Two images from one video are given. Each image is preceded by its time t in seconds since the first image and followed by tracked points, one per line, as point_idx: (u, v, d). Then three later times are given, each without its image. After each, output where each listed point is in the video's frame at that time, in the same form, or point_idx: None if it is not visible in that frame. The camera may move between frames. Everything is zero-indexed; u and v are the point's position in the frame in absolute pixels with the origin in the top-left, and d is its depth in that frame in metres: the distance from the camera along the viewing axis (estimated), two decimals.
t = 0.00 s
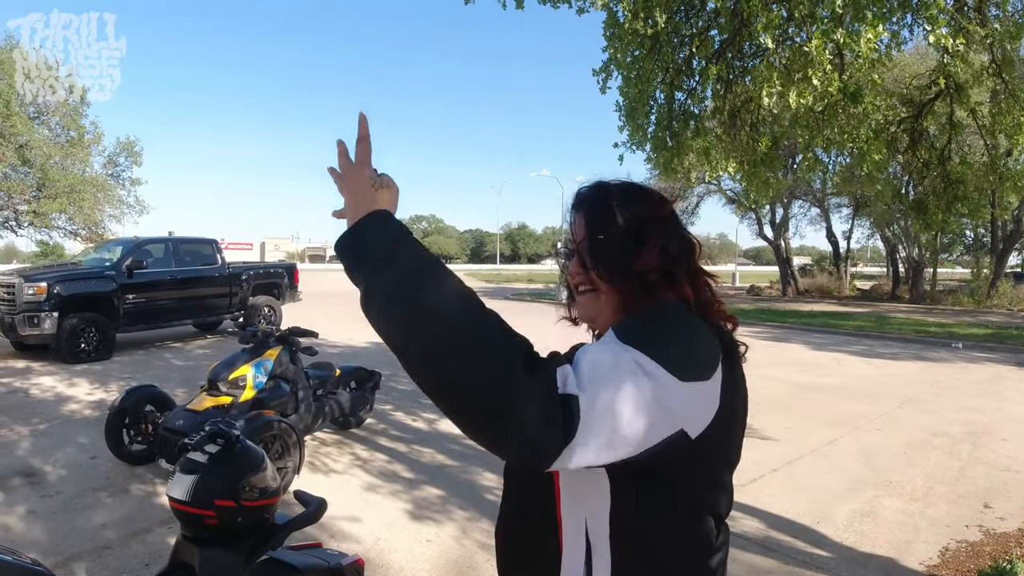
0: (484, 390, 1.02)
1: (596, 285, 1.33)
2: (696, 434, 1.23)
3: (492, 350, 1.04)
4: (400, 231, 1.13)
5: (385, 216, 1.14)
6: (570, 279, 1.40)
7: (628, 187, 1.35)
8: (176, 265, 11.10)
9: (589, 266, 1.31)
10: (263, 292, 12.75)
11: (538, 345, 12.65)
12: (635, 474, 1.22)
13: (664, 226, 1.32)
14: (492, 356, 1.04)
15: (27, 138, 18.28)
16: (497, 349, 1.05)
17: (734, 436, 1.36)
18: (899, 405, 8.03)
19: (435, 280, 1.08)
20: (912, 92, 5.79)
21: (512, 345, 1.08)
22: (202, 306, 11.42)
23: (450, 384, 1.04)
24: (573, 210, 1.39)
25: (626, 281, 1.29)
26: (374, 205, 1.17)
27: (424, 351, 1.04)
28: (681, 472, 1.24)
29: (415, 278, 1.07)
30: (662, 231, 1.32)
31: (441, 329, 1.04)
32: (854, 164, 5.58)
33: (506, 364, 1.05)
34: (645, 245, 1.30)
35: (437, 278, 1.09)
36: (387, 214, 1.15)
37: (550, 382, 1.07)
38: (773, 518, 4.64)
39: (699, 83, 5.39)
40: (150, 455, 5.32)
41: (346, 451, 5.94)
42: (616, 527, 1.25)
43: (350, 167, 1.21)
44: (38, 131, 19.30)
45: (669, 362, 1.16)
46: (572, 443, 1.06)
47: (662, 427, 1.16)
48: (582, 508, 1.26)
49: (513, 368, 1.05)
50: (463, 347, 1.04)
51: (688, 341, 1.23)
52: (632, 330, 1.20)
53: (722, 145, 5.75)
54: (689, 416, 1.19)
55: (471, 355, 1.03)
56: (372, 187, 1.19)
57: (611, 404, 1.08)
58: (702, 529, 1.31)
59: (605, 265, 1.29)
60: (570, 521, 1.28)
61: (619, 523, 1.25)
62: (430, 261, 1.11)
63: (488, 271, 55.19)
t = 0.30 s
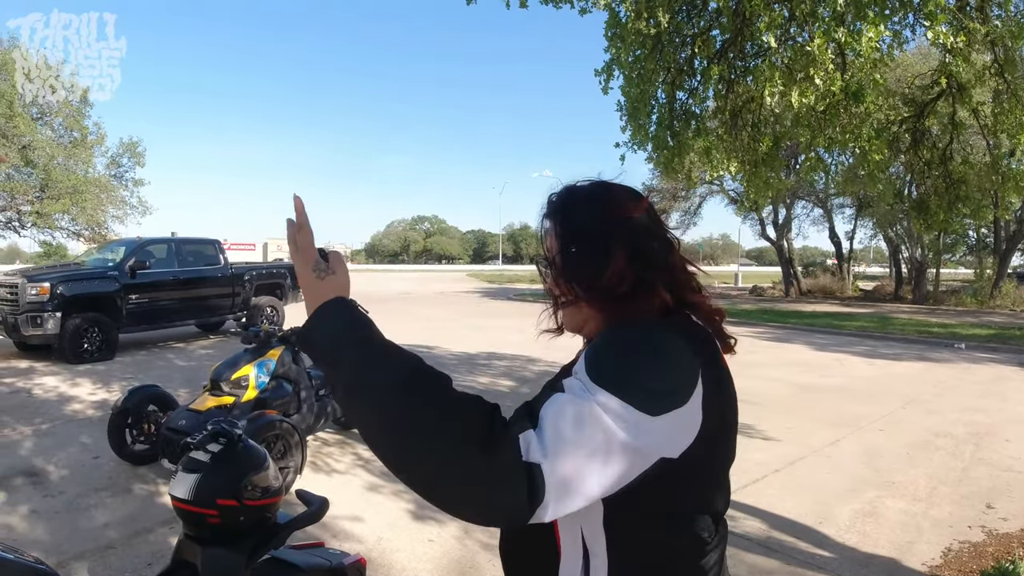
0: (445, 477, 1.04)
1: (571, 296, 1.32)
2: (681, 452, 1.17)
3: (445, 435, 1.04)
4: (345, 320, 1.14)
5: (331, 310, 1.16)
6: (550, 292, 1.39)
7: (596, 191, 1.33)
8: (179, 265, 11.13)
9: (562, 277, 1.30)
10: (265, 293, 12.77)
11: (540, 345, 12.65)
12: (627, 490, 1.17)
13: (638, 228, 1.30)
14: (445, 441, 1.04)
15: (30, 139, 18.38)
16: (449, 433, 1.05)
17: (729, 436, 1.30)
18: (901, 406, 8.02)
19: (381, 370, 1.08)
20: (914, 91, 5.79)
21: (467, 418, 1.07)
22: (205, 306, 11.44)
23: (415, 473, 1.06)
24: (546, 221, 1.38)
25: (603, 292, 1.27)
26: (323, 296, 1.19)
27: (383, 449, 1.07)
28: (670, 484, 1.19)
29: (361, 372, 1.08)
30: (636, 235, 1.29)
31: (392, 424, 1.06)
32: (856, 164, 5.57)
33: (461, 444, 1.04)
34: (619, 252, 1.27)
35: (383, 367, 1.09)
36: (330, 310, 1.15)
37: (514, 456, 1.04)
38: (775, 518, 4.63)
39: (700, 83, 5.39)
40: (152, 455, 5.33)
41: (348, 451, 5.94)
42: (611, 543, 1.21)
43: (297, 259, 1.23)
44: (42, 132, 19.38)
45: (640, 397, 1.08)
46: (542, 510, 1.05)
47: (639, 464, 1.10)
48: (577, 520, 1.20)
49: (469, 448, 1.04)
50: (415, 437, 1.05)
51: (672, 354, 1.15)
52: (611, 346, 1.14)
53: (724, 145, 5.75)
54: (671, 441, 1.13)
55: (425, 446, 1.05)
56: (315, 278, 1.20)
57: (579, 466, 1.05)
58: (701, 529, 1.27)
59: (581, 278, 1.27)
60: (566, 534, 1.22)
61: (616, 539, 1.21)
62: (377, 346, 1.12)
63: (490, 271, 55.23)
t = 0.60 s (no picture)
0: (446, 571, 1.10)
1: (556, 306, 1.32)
2: (671, 472, 1.14)
3: (436, 539, 1.11)
4: (318, 454, 1.20)
5: (300, 448, 1.22)
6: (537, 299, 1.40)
7: (584, 196, 1.33)
8: (184, 264, 11.15)
9: (546, 286, 1.31)
10: (269, 291, 12.80)
11: (543, 344, 12.64)
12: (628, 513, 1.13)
13: (624, 235, 1.29)
14: (439, 543, 1.10)
15: (35, 138, 18.46)
16: (441, 535, 1.11)
17: (721, 437, 1.27)
18: (905, 405, 8.00)
19: (364, 493, 1.15)
20: (918, 90, 5.77)
21: (454, 513, 1.11)
22: (209, 305, 11.47)
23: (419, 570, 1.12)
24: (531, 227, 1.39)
25: (586, 302, 1.27)
26: (289, 434, 1.25)
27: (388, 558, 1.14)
28: (665, 496, 1.16)
29: (348, 501, 1.16)
30: (622, 243, 1.29)
31: (390, 538, 1.13)
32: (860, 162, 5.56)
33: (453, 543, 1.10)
34: (604, 262, 1.27)
35: (365, 491, 1.15)
36: (301, 446, 1.22)
37: (503, 542, 1.06)
38: (780, 517, 4.63)
39: (704, 81, 5.38)
40: (156, 453, 5.35)
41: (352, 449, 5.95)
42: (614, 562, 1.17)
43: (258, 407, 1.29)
44: (46, 131, 19.44)
45: (616, 439, 1.07)
46: None
47: (625, 505, 1.09)
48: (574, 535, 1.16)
49: (460, 544, 1.09)
50: (411, 544, 1.12)
51: (652, 381, 1.14)
52: (592, 375, 1.14)
53: (728, 143, 5.75)
54: (658, 469, 1.11)
55: (423, 550, 1.11)
56: (277, 421, 1.25)
57: (566, 527, 1.06)
58: (699, 531, 1.24)
59: (564, 287, 1.28)
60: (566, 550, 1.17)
61: (620, 559, 1.17)
62: (354, 468, 1.18)
63: (494, 270, 55.25)
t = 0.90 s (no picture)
0: None
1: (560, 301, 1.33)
2: (672, 469, 1.14)
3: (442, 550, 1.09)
4: (313, 484, 1.20)
5: (294, 481, 1.22)
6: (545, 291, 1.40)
7: (591, 192, 1.33)
8: (187, 261, 11.18)
9: (550, 280, 1.32)
10: (272, 289, 12.82)
11: (547, 341, 12.64)
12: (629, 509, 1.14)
13: (629, 234, 1.29)
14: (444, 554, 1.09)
15: (38, 136, 18.52)
16: (447, 546, 1.09)
17: (725, 434, 1.27)
18: (910, 403, 7.98)
19: (364, 513, 1.14)
20: (923, 87, 5.74)
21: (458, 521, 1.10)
22: (213, 302, 11.50)
23: None
24: (540, 220, 1.40)
25: (587, 299, 1.27)
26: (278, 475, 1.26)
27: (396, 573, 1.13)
28: (666, 491, 1.16)
29: (349, 526, 1.15)
30: (626, 242, 1.29)
31: (394, 555, 1.12)
32: (864, 159, 5.53)
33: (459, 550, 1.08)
34: (608, 261, 1.27)
35: (365, 511, 1.15)
36: (295, 479, 1.22)
37: (509, 546, 1.06)
38: (783, 515, 4.62)
39: (708, 78, 5.36)
40: (160, 450, 5.37)
41: (355, 446, 5.96)
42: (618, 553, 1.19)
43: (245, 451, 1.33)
44: (50, 129, 19.49)
45: (618, 442, 1.08)
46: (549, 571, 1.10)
47: (626, 501, 1.10)
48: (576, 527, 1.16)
49: (467, 551, 1.08)
50: (417, 557, 1.10)
51: (652, 384, 1.13)
52: (594, 378, 1.14)
53: (733, 140, 5.73)
54: (658, 468, 1.12)
55: (429, 562, 1.10)
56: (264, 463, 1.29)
57: (569, 526, 1.07)
58: (703, 528, 1.24)
59: (566, 282, 1.28)
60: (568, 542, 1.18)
61: (624, 550, 1.19)
62: (353, 490, 1.18)
63: (497, 267, 55.28)
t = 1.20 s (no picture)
0: (460, 536, 1.05)
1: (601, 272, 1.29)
2: (687, 450, 1.13)
3: (447, 504, 1.05)
4: (317, 448, 1.13)
5: (300, 448, 1.14)
6: (577, 265, 1.36)
7: (652, 181, 1.32)
8: (187, 257, 11.18)
9: (600, 251, 1.28)
10: (273, 285, 12.82)
11: (547, 338, 12.64)
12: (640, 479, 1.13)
13: (683, 227, 1.29)
14: (451, 508, 1.05)
15: (39, 133, 18.50)
16: (453, 500, 1.05)
17: (737, 423, 1.26)
18: (910, 399, 7.98)
19: (366, 468, 1.09)
20: (924, 83, 5.73)
21: (466, 475, 1.06)
22: (213, 298, 11.50)
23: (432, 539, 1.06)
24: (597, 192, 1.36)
25: (637, 279, 1.25)
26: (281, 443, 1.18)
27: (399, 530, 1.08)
28: (674, 475, 1.16)
29: (348, 483, 1.09)
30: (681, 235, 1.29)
31: (395, 513, 1.07)
32: (865, 155, 5.52)
33: (466, 504, 1.05)
34: (665, 248, 1.26)
35: (367, 466, 1.09)
36: (301, 445, 1.15)
37: (518, 501, 1.04)
38: (784, 512, 4.62)
39: (709, 73, 5.34)
40: (161, 446, 5.37)
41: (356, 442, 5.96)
42: (618, 535, 1.20)
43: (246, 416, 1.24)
44: (50, 125, 19.46)
45: (640, 410, 1.06)
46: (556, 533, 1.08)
47: (640, 470, 1.08)
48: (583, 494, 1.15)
49: (475, 506, 1.04)
50: (421, 513, 1.06)
51: (685, 365, 1.13)
52: (623, 351, 1.12)
53: (733, 136, 5.73)
54: (674, 445, 1.10)
55: (434, 518, 1.05)
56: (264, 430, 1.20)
57: (580, 491, 1.05)
58: (707, 519, 1.23)
59: (619, 258, 1.25)
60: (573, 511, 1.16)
61: (624, 532, 1.19)
62: (356, 446, 1.12)
63: (497, 263, 55.28)
